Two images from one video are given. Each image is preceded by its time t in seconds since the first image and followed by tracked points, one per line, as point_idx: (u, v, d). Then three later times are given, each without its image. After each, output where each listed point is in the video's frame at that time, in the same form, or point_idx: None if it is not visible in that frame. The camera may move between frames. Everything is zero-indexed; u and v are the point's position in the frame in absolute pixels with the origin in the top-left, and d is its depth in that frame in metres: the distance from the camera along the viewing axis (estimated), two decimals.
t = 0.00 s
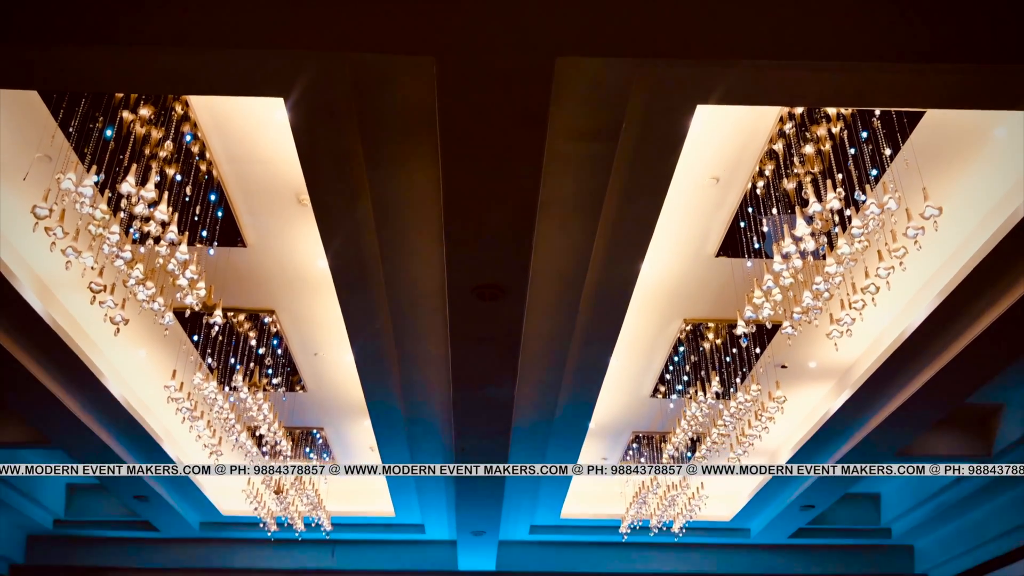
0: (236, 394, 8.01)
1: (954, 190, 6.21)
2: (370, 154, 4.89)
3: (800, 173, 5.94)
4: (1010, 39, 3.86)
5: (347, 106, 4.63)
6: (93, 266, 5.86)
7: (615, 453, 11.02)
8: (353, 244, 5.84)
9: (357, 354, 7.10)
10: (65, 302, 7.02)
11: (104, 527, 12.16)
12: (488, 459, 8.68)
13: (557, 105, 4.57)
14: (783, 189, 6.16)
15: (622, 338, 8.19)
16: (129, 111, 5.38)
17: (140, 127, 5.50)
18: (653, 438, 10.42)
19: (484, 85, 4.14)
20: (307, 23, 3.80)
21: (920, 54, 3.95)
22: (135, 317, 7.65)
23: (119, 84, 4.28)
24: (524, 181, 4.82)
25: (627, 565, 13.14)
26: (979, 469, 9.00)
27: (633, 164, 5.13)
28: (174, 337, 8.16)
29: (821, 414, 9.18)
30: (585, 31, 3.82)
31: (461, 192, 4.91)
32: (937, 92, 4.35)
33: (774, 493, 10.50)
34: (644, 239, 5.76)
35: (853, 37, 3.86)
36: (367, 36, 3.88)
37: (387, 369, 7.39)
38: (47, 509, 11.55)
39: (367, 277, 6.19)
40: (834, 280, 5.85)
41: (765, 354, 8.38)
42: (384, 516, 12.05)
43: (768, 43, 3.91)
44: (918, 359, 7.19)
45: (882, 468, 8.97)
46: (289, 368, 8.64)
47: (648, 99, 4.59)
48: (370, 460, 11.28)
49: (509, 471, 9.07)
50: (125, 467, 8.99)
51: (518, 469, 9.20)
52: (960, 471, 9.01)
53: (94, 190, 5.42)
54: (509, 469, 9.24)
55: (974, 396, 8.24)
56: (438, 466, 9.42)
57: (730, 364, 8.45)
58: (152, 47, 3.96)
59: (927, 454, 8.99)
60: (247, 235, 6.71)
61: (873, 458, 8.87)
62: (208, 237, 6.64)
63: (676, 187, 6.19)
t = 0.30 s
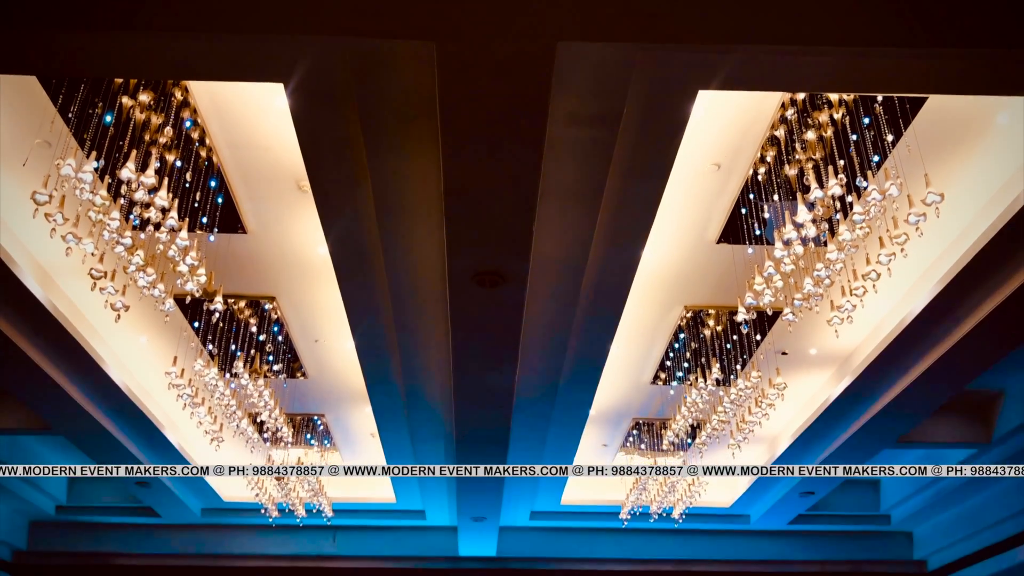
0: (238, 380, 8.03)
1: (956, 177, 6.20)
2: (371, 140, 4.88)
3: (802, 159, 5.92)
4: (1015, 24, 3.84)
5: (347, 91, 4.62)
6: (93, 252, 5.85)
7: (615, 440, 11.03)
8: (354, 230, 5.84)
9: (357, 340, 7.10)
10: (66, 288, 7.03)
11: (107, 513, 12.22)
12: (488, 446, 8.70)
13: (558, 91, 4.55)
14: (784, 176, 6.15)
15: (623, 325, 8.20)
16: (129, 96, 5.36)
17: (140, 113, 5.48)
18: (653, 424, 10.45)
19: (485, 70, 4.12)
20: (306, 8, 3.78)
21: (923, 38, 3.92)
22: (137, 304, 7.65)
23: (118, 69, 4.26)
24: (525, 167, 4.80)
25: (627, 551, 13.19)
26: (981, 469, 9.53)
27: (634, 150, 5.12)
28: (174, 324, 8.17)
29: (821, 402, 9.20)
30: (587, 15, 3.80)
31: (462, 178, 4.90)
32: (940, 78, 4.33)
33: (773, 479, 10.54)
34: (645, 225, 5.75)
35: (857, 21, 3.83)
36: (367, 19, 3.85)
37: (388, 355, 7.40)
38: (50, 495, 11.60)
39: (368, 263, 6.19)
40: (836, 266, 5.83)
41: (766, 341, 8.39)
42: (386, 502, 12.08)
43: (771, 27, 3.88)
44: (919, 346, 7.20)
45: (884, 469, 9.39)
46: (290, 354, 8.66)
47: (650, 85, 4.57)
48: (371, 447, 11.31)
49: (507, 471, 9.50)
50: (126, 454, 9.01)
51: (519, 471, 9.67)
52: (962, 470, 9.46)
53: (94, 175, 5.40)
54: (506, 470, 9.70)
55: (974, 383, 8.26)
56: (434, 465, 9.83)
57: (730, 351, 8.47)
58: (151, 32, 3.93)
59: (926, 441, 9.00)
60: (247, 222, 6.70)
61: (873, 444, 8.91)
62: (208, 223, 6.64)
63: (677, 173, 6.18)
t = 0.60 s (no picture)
0: (238, 367, 8.05)
1: (957, 165, 6.19)
2: (371, 127, 4.87)
3: (803, 147, 5.90)
4: (1017, 10, 3.82)
5: (347, 78, 4.60)
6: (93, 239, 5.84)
7: (615, 427, 11.05)
8: (354, 218, 5.84)
9: (357, 327, 7.11)
10: (66, 275, 7.04)
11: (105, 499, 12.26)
12: (488, 433, 8.71)
13: (558, 77, 4.54)
14: (785, 163, 6.14)
15: (623, 313, 8.20)
16: (128, 83, 5.35)
17: (139, 99, 5.47)
18: (653, 412, 10.47)
19: (484, 57, 4.11)
20: None
21: (924, 25, 3.91)
22: (137, 291, 7.66)
23: (116, 55, 4.24)
24: (525, 154, 4.79)
25: (627, 538, 13.24)
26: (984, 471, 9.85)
27: (635, 138, 5.11)
28: (175, 311, 8.18)
29: (820, 390, 9.22)
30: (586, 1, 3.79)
31: (462, 166, 4.89)
32: (941, 65, 4.31)
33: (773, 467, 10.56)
34: (645, 213, 5.75)
35: (857, 8, 3.81)
36: (366, 3, 3.82)
37: (388, 342, 7.40)
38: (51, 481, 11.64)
39: (368, 251, 6.19)
40: (836, 254, 5.82)
41: (766, 329, 8.41)
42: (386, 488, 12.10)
43: (770, 12, 3.86)
44: (918, 335, 7.20)
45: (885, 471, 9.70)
46: (290, 341, 8.67)
47: (650, 71, 4.56)
48: (372, 435, 11.34)
49: (507, 467, 9.82)
50: (128, 441, 9.05)
51: (520, 472, 10.18)
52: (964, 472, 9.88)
53: (94, 162, 5.38)
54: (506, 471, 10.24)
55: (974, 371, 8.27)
56: (434, 467, 10.29)
57: (730, 339, 8.49)
58: (149, 18, 3.92)
59: (925, 429, 9.02)
60: (247, 209, 6.69)
61: (872, 433, 8.93)
62: (208, 210, 6.63)
63: (678, 161, 6.17)
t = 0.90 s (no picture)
0: (239, 354, 8.04)
1: (958, 153, 6.17)
2: (371, 114, 4.85)
3: (804, 135, 5.88)
4: None
5: (346, 64, 4.58)
6: (93, 226, 5.82)
7: (615, 415, 11.07)
8: (354, 205, 5.83)
9: (358, 314, 7.12)
10: (66, 262, 7.03)
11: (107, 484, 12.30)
12: (487, 421, 8.73)
13: (558, 64, 4.53)
14: (786, 151, 6.12)
15: (622, 301, 8.21)
16: (127, 70, 5.34)
17: (138, 86, 5.45)
18: (653, 400, 10.49)
19: (485, 44, 4.10)
20: None
21: (926, 11, 3.89)
22: (137, 279, 7.66)
23: (114, 40, 4.22)
24: (525, 141, 4.78)
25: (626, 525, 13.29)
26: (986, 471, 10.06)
27: (635, 125, 5.10)
28: (175, 298, 8.18)
29: (819, 378, 9.24)
30: None
31: (462, 153, 4.89)
32: (943, 53, 4.29)
33: (772, 454, 10.57)
34: (646, 201, 5.74)
35: None
36: None
37: (388, 330, 7.40)
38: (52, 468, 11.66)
39: (368, 238, 6.19)
40: (836, 242, 5.79)
41: (765, 317, 8.42)
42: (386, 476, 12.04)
43: None
44: (918, 323, 7.21)
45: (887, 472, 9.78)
46: (290, 329, 8.68)
47: (650, 58, 4.55)
48: (372, 422, 11.35)
49: (507, 453, 9.87)
50: (129, 428, 9.07)
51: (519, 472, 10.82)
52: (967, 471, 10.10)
53: (94, 149, 5.36)
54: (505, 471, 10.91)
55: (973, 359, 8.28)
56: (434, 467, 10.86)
57: (730, 327, 8.51)
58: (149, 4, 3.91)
59: (924, 417, 9.04)
60: (247, 196, 6.68)
61: (871, 420, 8.95)
62: (208, 198, 6.63)
63: (679, 148, 6.16)
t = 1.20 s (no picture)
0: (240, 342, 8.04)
1: (961, 140, 6.15)
2: (371, 101, 4.84)
3: (805, 122, 5.87)
4: None
5: (347, 51, 4.57)
6: (94, 214, 5.80)
7: (615, 403, 11.09)
8: (354, 193, 5.83)
9: (358, 302, 7.12)
10: (66, 249, 7.03)
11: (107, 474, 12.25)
12: (488, 409, 8.74)
13: (559, 51, 4.51)
14: (787, 139, 6.11)
15: (623, 289, 8.21)
16: (127, 56, 5.32)
17: (138, 73, 5.43)
18: (653, 387, 10.51)
19: (486, 31, 4.09)
20: None
21: None
22: (137, 266, 7.67)
23: (113, 25, 4.20)
24: (525, 128, 4.77)
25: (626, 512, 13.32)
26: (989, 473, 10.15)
27: (636, 113, 5.09)
28: (176, 286, 8.18)
29: (819, 366, 9.25)
30: None
31: (463, 140, 4.88)
32: (945, 40, 4.28)
33: (772, 442, 10.59)
34: (646, 189, 5.74)
35: None
36: None
37: (389, 317, 7.41)
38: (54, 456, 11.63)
39: (368, 226, 6.19)
40: (838, 230, 5.78)
41: (766, 305, 8.42)
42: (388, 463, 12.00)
43: None
44: (918, 311, 7.22)
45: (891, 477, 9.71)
46: (291, 317, 8.70)
47: (652, 45, 4.54)
48: (373, 410, 11.37)
49: (507, 441, 9.89)
50: (130, 416, 9.09)
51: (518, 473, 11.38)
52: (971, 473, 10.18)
53: (94, 136, 5.33)
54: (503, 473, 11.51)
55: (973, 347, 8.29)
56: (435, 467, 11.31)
57: (731, 315, 8.53)
58: None
59: (924, 405, 9.05)
60: (247, 183, 6.68)
61: (871, 408, 8.97)
62: (209, 185, 6.62)
63: (680, 136, 6.15)
